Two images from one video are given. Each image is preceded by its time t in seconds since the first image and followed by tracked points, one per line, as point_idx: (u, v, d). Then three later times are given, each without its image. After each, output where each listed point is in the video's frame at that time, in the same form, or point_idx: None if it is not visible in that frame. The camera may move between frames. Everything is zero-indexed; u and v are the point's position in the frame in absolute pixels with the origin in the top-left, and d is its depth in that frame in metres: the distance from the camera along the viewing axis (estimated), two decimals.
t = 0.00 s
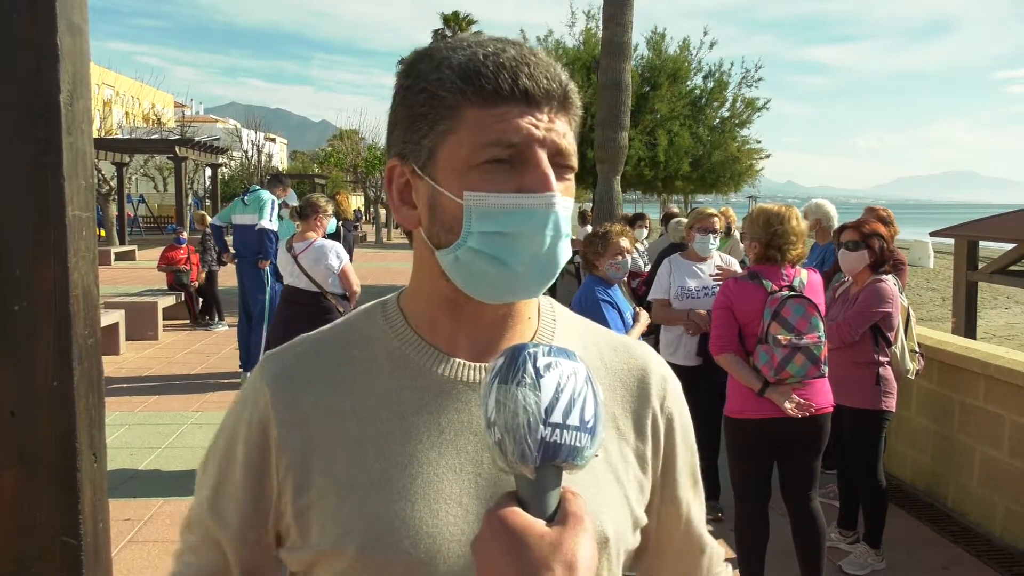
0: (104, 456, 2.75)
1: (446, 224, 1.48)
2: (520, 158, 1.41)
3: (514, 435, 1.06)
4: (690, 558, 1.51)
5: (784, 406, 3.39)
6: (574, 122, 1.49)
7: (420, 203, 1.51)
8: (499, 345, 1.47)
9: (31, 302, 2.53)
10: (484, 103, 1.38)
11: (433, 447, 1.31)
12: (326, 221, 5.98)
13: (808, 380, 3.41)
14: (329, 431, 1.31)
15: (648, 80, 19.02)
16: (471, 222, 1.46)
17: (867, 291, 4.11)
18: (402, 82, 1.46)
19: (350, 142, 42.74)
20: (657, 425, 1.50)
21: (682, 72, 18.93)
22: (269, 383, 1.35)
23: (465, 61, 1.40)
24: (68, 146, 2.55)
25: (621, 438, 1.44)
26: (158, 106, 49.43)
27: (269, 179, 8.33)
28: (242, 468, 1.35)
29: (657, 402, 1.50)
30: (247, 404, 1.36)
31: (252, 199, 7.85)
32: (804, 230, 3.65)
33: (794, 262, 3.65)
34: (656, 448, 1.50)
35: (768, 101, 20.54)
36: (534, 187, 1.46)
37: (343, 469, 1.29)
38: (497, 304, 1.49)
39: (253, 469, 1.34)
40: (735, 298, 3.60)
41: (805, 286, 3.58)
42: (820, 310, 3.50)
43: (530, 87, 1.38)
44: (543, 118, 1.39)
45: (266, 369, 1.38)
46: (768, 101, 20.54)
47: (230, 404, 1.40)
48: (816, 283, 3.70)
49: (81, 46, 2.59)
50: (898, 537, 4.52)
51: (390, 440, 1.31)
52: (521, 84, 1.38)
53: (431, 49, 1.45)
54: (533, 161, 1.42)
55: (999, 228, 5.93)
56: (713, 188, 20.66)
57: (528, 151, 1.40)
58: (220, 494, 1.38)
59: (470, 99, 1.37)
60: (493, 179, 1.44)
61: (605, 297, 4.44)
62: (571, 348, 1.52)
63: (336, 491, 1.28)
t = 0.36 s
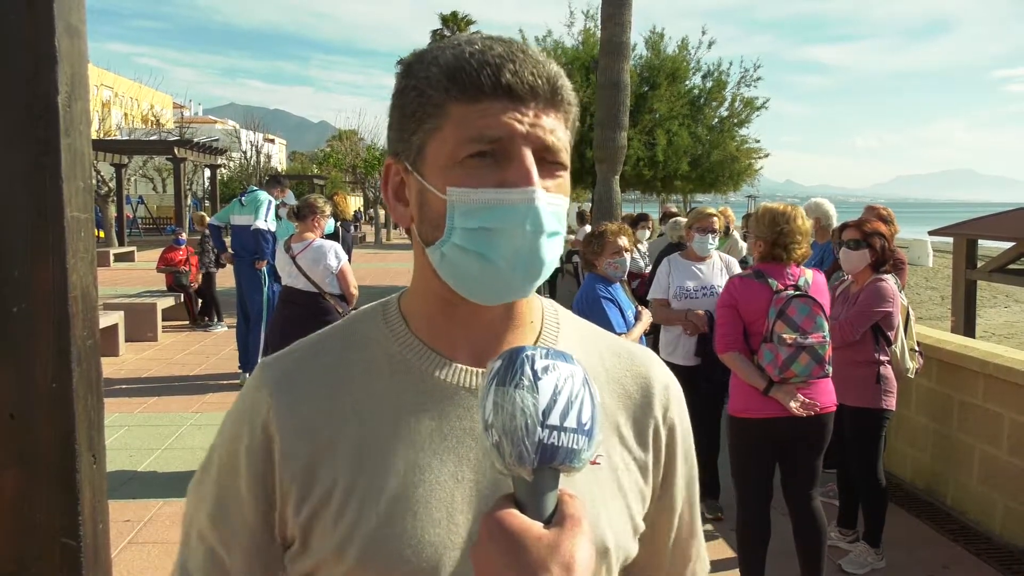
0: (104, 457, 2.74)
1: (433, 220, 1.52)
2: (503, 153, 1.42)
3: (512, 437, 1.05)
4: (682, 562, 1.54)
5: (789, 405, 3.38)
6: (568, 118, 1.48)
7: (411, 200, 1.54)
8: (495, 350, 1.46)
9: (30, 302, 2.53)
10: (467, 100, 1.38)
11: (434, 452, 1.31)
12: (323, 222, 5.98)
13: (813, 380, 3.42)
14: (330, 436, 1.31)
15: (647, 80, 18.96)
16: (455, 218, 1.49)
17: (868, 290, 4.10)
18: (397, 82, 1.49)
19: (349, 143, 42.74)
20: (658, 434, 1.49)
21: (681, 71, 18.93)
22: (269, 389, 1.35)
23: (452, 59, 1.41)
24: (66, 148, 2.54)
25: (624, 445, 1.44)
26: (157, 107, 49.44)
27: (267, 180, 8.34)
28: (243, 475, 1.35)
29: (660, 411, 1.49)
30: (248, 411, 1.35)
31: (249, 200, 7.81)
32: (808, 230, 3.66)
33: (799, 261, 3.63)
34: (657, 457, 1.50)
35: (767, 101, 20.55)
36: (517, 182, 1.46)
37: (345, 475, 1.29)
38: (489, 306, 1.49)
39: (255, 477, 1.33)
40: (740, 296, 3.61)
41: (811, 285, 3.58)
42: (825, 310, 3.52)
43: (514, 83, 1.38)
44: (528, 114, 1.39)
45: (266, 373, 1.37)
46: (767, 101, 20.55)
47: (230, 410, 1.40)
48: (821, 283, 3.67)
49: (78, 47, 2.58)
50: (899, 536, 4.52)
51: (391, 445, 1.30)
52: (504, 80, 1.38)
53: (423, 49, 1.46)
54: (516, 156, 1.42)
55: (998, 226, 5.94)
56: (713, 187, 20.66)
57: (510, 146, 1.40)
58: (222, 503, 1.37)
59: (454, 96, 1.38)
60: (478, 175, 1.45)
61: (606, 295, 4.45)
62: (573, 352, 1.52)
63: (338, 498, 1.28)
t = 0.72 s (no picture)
0: (104, 458, 2.74)
1: (423, 210, 1.53)
2: (505, 159, 1.43)
3: (512, 437, 1.05)
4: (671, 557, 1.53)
5: (793, 405, 3.39)
6: (575, 137, 1.50)
7: (407, 188, 1.53)
8: (477, 361, 1.45)
9: (29, 303, 2.53)
10: (481, 99, 1.38)
11: (423, 456, 1.32)
12: (322, 223, 6.00)
13: (817, 381, 3.40)
14: (325, 441, 1.29)
15: (646, 80, 18.90)
16: (445, 213, 1.50)
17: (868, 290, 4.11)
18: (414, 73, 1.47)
19: (349, 143, 42.75)
20: (647, 433, 1.49)
21: (680, 72, 18.93)
22: (256, 396, 1.31)
23: (474, 56, 1.41)
24: (65, 148, 2.54)
25: (608, 441, 1.44)
26: (156, 107, 49.48)
27: (265, 181, 8.35)
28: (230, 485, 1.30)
29: (648, 407, 1.50)
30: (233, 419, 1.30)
31: (247, 200, 7.84)
32: (811, 229, 3.62)
33: (803, 260, 3.62)
34: (647, 454, 1.50)
35: (766, 101, 20.57)
36: (512, 187, 1.48)
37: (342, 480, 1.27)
38: (472, 311, 1.49)
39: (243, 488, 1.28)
40: (745, 297, 3.62)
41: (816, 286, 3.56)
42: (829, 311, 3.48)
43: (530, 91, 1.39)
44: (537, 126, 1.40)
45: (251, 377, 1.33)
46: (766, 101, 20.57)
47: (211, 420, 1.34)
48: (828, 283, 3.67)
49: (77, 46, 2.57)
50: (898, 536, 4.52)
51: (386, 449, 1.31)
52: (521, 86, 1.38)
53: (443, 44, 1.46)
54: (516, 164, 1.44)
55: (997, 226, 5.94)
56: (712, 187, 20.67)
57: (513, 154, 1.42)
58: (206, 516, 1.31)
59: (468, 93, 1.38)
60: (474, 174, 1.46)
61: (607, 294, 4.45)
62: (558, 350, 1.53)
63: (336, 504, 1.26)
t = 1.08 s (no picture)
0: (103, 459, 2.74)
1: (438, 210, 1.51)
2: (514, 149, 1.43)
3: (506, 436, 1.06)
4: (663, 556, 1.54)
5: (805, 405, 3.38)
6: (573, 123, 1.51)
7: (416, 192, 1.53)
8: (495, 349, 1.48)
9: (29, 304, 2.53)
10: (481, 94, 1.39)
11: (436, 458, 1.31)
12: (321, 224, 6.01)
13: (826, 381, 3.40)
14: (332, 444, 1.29)
15: (645, 81, 18.95)
16: (462, 208, 1.49)
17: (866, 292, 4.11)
18: (408, 80, 1.49)
19: (349, 143, 42.75)
20: (648, 430, 1.51)
21: (680, 72, 18.96)
22: (264, 399, 1.31)
23: (468, 56, 1.43)
24: (65, 149, 2.54)
25: (616, 443, 1.44)
26: (156, 107, 49.47)
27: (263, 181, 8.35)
28: (240, 488, 1.31)
29: (648, 406, 1.51)
30: (240, 423, 1.31)
31: (244, 201, 7.86)
32: (825, 233, 3.60)
33: (815, 263, 3.61)
34: (648, 454, 1.51)
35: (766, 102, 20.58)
36: (525, 175, 1.48)
37: (350, 483, 1.27)
38: (492, 303, 1.51)
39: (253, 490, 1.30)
40: (755, 297, 3.59)
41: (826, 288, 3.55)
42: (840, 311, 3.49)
43: (528, 80, 1.40)
44: (539, 112, 1.40)
45: (261, 384, 1.34)
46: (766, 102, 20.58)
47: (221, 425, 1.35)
48: (837, 284, 3.66)
49: (78, 47, 2.58)
50: (897, 537, 4.52)
51: (394, 451, 1.30)
52: (519, 76, 1.39)
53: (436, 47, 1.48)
54: (527, 152, 1.44)
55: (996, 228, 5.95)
56: (711, 188, 20.69)
57: (522, 142, 1.42)
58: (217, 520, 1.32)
59: (467, 90, 1.39)
60: (487, 168, 1.45)
61: (604, 297, 4.45)
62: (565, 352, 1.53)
63: (343, 507, 1.26)
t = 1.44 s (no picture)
0: (102, 460, 2.74)
1: (440, 211, 1.51)
2: (517, 151, 1.44)
3: (507, 438, 1.05)
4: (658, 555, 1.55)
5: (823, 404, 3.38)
6: (577, 125, 1.51)
7: (417, 194, 1.53)
8: (495, 354, 1.47)
9: (27, 304, 2.53)
10: (485, 94, 1.39)
11: (430, 462, 1.31)
12: (320, 224, 6.01)
13: (841, 380, 3.42)
14: (325, 445, 1.31)
15: (645, 81, 18.97)
16: (462, 210, 1.49)
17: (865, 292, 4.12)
18: (412, 80, 1.49)
19: (348, 144, 42.76)
20: (650, 439, 1.51)
21: (679, 73, 18.96)
22: (263, 394, 1.34)
23: (472, 56, 1.43)
24: (64, 149, 2.53)
25: (618, 450, 1.44)
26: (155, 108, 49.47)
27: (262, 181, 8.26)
28: (246, 479, 1.36)
29: (653, 416, 1.51)
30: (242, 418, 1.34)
31: (242, 202, 7.81)
32: (835, 235, 3.61)
33: (825, 264, 3.61)
34: (649, 460, 1.52)
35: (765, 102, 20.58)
36: (527, 176, 1.48)
37: (339, 485, 1.28)
38: (494, 307, 1.50)
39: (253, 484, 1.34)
40: (771, 296, 3.55)
41: (838, 288, 3.56)
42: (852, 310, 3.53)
43: (531, 81, 1.40)
44: (543, 114, 1.40)
45: (262, 379, 1.36)
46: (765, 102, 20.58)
47: (226, 416, 1.39)
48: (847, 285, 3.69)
49: (77, 48, 2.58)
50: (897, 537, 4.52)
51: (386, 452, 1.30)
52: (523, 77, 1.40)
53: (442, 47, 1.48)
54: (528, 153, 1.44)
55: (995, 227, 5.95)
56: (711, 188, 20.71)
57: (525, 144, 1.42)
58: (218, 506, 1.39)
59: (471, 90, 1.39)
60: (488, 168, 1.45)
61: (603, 298, 4.45)
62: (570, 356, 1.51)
63: (331, 506, 1.27)
